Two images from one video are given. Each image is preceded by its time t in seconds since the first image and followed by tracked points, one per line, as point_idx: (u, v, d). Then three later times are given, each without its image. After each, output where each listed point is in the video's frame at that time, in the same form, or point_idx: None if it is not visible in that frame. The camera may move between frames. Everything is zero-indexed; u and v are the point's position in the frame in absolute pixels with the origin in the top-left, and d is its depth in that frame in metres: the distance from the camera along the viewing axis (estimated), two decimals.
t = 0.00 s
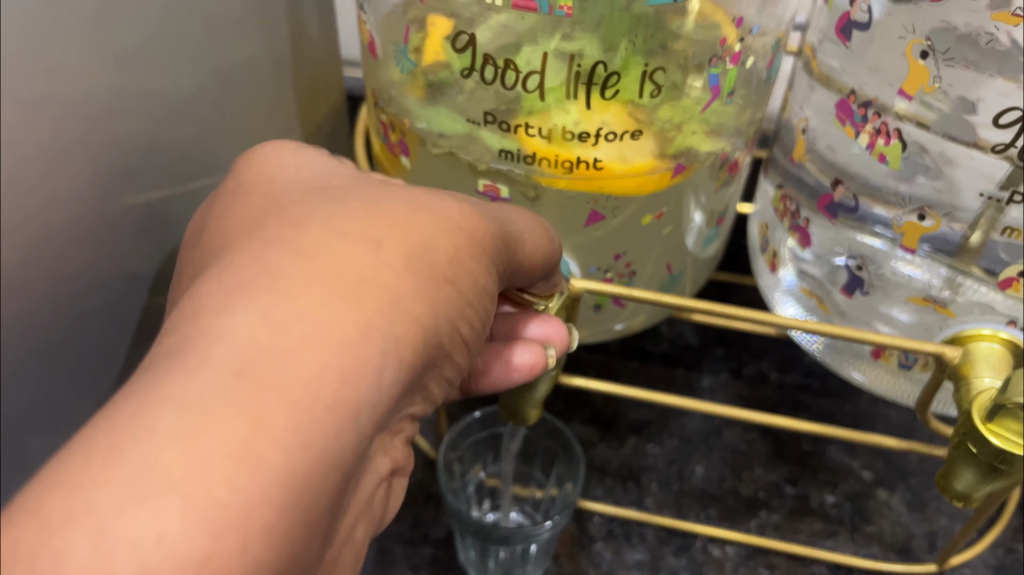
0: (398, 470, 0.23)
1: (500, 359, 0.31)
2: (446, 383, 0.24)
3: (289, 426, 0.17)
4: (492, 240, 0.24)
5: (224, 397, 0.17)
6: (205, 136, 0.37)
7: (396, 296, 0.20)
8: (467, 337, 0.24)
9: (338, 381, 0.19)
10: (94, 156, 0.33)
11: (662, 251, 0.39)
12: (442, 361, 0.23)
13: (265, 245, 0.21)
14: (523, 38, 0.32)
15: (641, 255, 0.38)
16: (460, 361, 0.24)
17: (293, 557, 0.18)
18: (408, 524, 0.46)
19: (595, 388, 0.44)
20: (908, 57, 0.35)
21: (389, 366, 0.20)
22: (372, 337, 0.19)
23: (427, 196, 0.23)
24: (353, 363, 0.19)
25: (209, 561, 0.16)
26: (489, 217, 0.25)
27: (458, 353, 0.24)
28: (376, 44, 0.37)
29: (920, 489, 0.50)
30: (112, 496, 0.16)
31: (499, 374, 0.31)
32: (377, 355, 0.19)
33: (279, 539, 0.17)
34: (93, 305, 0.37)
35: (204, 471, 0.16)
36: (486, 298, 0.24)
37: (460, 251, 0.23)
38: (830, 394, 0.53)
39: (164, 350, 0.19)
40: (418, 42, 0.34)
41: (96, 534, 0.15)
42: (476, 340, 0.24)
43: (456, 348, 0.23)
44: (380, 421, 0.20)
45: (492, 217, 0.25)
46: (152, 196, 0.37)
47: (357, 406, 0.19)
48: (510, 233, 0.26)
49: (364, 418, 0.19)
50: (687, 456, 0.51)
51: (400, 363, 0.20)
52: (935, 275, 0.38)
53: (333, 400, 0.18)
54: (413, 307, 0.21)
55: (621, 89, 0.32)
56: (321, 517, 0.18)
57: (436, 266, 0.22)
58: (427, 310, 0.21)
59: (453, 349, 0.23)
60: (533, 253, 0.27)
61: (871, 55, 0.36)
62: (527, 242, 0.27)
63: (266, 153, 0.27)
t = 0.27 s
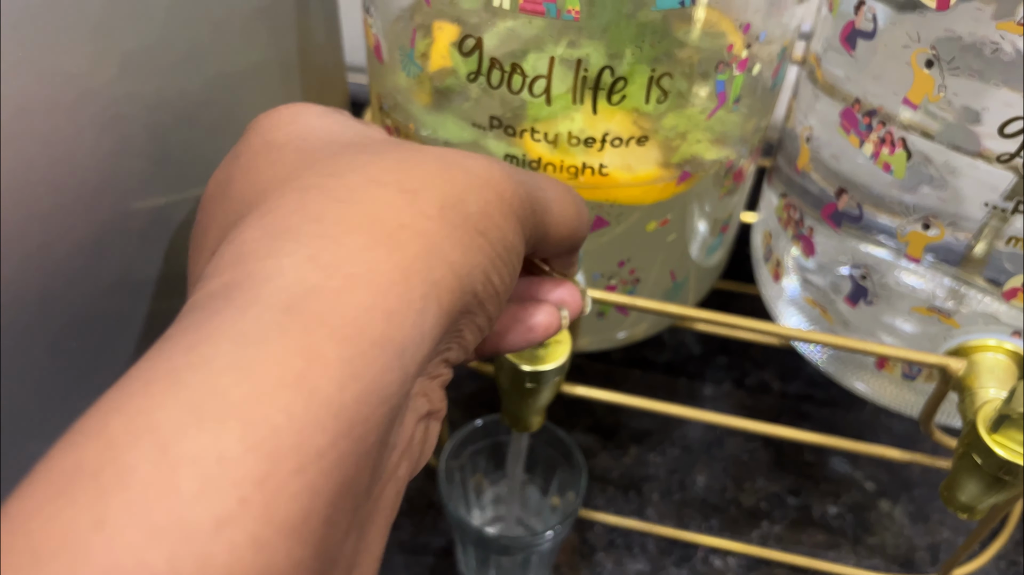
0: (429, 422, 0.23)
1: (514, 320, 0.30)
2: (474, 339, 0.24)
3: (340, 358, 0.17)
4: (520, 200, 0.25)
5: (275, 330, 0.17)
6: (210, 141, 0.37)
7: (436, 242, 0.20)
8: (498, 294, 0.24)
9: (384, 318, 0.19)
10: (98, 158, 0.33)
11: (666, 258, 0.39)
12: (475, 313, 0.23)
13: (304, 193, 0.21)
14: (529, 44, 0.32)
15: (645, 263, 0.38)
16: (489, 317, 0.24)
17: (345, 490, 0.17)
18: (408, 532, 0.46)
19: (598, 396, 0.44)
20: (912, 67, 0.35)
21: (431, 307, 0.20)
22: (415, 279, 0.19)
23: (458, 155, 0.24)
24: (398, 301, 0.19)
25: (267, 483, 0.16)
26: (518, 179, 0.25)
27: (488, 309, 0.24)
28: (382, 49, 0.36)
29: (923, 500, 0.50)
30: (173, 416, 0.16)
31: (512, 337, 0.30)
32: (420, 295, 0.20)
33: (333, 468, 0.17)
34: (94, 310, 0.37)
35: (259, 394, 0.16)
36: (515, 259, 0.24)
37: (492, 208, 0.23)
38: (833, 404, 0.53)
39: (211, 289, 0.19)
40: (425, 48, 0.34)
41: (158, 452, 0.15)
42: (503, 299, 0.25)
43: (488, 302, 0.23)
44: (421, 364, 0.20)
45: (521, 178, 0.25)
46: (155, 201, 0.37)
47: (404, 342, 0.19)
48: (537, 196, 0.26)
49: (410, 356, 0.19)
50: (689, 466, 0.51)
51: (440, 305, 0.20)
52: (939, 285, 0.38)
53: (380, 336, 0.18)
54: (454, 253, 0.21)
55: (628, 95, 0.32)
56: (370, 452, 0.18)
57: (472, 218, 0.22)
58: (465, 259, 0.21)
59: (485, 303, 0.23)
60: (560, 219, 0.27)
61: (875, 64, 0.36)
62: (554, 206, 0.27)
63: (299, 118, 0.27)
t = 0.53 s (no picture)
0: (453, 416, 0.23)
1: (526, 317, 0.32)
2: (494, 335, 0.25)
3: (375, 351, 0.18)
4: (537, 202, 0.25)
5: (316, 324, 0.17)
6: (218, 146, 0.38)
7: (465, 238, 0.21)
8: (518, 292, 0.24)
9: (415, 313, 0.19)
10: (107, 163, 0.33)
11: (670, 265, 0.39)
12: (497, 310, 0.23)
13: (334, 191, 0.22)
14: (535, 54, 0.32)
15: (649, 268, 0.38)
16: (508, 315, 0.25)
17: (380, 480, 0.18)
18: (410, 536, 0.46)
19: (602, 401, 0.45)
20: (913, 77, 0.35)
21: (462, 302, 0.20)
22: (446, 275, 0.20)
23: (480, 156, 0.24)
24: (429, 296, 0.19)
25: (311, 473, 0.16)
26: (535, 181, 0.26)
27: (508, 306, 0.24)
28: (390, 55, 0.37)
29: (924, 507, 0.50)
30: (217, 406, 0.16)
31: (524, 334, 0.32)
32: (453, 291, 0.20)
33: (370, 457, 0.17)
34: (102, 313, 0.37)
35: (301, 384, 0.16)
36: (533, 259, 0.25)
37: (513, 208, 0.24)
38: (834, 411, 0.53)
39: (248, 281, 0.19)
40: (432, 56, 0.34)
41: (202, 440, 0.15)
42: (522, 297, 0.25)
43: (509, 300, 0.24)
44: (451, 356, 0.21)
45: (538, 181, 0.26)
46: (163, 205, 0.37)
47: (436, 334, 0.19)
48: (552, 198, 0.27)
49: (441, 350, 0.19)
50: (691, 471, 0.51)
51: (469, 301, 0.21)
52: (940, 292, 0.38)
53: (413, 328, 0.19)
54: (482, 250, 0.21)
55: (633, 104, 0.32)
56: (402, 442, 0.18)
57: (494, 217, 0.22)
58: (489, 258, 0.22)
59: (506, 301, 0.24)
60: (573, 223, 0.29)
61: (877, 73, 0.36)
62: (569, 210, 0.28)
63: (323, 118, 0.28)
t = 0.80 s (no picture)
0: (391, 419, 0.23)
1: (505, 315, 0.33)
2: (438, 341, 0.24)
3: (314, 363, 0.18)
4: (496, 209, 0.24)
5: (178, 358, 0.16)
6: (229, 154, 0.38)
7: (410, 255, 0.20)
8: (465, 301, 0.24)
9: (297, 348, 0.17)
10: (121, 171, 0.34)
11: (675, 273, 0.39)
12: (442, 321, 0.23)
13: (245, 203, 0.20)
14: (544, 67, 0.33)
15: (655, 276, 0.39)
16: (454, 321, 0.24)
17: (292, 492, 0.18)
18: (416, 540, 0.46)
19: (609, 407, 0.45)
20: (918, 90, 0.36)
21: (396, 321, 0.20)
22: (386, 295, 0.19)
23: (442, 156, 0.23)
24: (363, 314, 0.19)
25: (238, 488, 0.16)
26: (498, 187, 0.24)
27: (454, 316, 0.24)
28: (400, 66, 0.37)
29: (927, 513, 0.50)
30: (159, 406, 0.15)
31: (502, 331, 0.33)
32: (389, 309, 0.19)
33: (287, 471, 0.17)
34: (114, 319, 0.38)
35: (231, 397, 0.16)
36: (484, 269, 0.24)
37: (471, 220, 0.22)
38: (838, 417, 0.53)
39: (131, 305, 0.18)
40: (442, 67, 0.35)
41: (46, 500, 0.14)
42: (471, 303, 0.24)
43: (455, 309, 0.23)
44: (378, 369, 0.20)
45: (502, 186, 0.24)
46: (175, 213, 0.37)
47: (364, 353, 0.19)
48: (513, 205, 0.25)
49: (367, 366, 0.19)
50: (696, 477, 0.52)
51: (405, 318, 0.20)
52: (944, 301, 0.39)
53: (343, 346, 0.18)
54: (426, 267, 0.21)
55: (640, 116, 0.33)
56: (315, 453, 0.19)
57: (450, 228, 0.22)
58: (407, 276, 0.20)
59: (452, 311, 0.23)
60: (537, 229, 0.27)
61: (883, 85, 0.37)
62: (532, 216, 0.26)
63: (269, 111, 0.25)
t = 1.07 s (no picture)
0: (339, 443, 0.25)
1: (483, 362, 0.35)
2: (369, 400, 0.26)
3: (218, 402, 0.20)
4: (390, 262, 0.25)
5: None
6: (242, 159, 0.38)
7: (288, 312, 0.21)
8: (374, 357, 0.25)
9: (90, 476, 0.18)
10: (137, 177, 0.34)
11: (684, 277, 0.40)
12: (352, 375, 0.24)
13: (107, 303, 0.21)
14: (554, 74, 0.33)
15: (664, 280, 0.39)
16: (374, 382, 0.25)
17: (202, 514, 0.20)
18: (425, 542, 0.47)
19: (616, 409, 0.45)
20: (926, 97, 0.36)
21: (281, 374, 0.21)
22: (263, 351, 0.21)
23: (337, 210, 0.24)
24: (240, 373, 0.20)
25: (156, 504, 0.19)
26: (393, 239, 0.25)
27: (366, 376, 0.25)
28: (412, 73, 0.38)
29: (933, 516, 0.50)
30: None
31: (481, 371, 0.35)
32: (270, 364, 0.21)
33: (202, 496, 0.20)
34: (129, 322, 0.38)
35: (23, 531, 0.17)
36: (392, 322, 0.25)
37: (361, 275, 0.23)
38: (844, 420, 0.53)
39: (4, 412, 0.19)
40: (452, 73, 0.35)
41: None
42: (386, 360, 0.25)
43: (364, 365, 0.24)
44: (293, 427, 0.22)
45: (397, 236, 0.25)
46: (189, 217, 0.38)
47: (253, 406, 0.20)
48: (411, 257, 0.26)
49: (271, 416, 0.21)
50: (702, 480, 0.52)
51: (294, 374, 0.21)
52: (950, 305, 0.39)
53: (230, 401, 0.20)
54: (304, 326, 0.22)
55: (649, 122, 0.33)
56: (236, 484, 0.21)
57: (338, 285, 0.22)
58: (219, 375, 0.20)
59: (359, 372, 0.24)
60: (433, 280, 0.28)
61: (890, 91, 0.37)
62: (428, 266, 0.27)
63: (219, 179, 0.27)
